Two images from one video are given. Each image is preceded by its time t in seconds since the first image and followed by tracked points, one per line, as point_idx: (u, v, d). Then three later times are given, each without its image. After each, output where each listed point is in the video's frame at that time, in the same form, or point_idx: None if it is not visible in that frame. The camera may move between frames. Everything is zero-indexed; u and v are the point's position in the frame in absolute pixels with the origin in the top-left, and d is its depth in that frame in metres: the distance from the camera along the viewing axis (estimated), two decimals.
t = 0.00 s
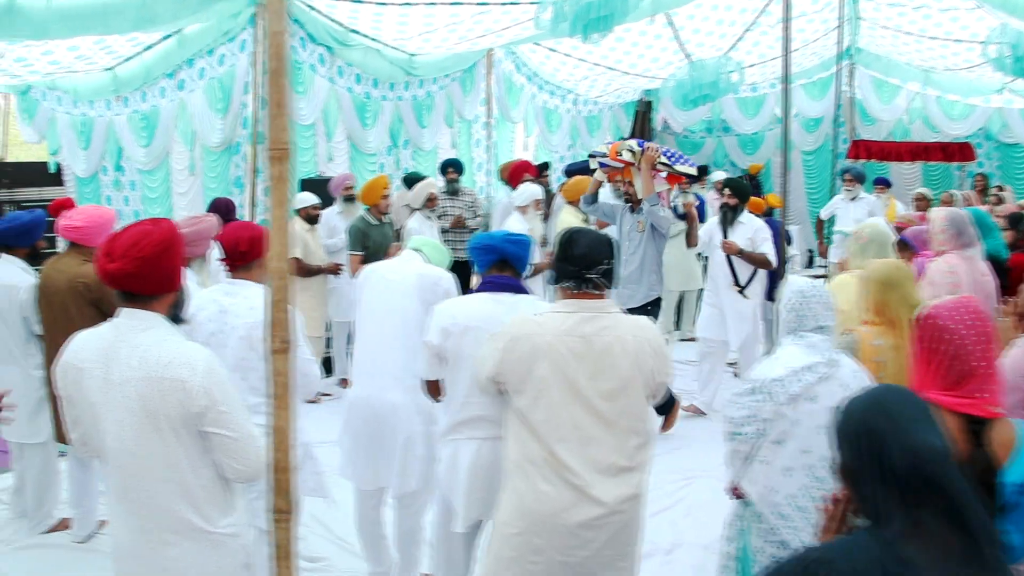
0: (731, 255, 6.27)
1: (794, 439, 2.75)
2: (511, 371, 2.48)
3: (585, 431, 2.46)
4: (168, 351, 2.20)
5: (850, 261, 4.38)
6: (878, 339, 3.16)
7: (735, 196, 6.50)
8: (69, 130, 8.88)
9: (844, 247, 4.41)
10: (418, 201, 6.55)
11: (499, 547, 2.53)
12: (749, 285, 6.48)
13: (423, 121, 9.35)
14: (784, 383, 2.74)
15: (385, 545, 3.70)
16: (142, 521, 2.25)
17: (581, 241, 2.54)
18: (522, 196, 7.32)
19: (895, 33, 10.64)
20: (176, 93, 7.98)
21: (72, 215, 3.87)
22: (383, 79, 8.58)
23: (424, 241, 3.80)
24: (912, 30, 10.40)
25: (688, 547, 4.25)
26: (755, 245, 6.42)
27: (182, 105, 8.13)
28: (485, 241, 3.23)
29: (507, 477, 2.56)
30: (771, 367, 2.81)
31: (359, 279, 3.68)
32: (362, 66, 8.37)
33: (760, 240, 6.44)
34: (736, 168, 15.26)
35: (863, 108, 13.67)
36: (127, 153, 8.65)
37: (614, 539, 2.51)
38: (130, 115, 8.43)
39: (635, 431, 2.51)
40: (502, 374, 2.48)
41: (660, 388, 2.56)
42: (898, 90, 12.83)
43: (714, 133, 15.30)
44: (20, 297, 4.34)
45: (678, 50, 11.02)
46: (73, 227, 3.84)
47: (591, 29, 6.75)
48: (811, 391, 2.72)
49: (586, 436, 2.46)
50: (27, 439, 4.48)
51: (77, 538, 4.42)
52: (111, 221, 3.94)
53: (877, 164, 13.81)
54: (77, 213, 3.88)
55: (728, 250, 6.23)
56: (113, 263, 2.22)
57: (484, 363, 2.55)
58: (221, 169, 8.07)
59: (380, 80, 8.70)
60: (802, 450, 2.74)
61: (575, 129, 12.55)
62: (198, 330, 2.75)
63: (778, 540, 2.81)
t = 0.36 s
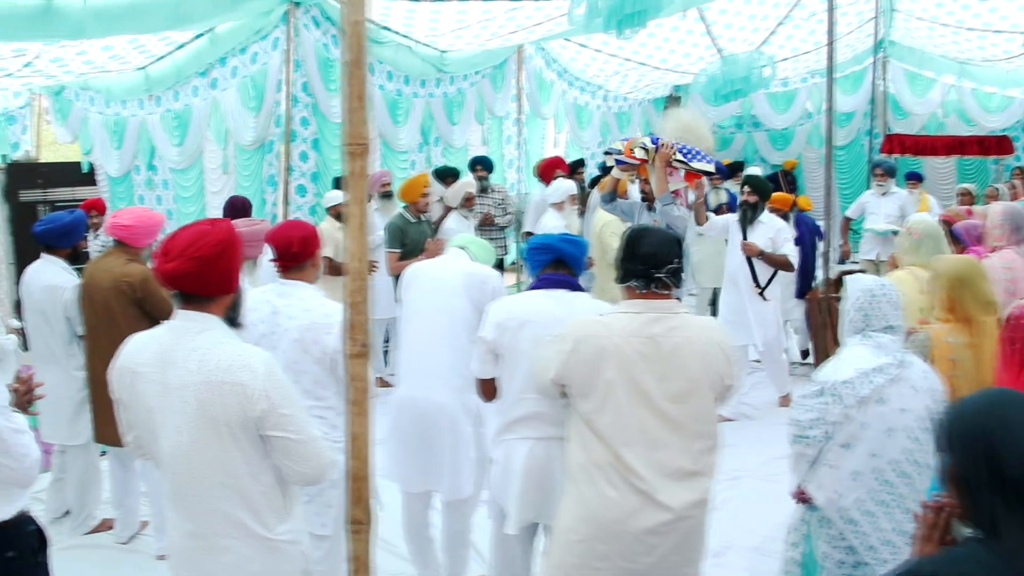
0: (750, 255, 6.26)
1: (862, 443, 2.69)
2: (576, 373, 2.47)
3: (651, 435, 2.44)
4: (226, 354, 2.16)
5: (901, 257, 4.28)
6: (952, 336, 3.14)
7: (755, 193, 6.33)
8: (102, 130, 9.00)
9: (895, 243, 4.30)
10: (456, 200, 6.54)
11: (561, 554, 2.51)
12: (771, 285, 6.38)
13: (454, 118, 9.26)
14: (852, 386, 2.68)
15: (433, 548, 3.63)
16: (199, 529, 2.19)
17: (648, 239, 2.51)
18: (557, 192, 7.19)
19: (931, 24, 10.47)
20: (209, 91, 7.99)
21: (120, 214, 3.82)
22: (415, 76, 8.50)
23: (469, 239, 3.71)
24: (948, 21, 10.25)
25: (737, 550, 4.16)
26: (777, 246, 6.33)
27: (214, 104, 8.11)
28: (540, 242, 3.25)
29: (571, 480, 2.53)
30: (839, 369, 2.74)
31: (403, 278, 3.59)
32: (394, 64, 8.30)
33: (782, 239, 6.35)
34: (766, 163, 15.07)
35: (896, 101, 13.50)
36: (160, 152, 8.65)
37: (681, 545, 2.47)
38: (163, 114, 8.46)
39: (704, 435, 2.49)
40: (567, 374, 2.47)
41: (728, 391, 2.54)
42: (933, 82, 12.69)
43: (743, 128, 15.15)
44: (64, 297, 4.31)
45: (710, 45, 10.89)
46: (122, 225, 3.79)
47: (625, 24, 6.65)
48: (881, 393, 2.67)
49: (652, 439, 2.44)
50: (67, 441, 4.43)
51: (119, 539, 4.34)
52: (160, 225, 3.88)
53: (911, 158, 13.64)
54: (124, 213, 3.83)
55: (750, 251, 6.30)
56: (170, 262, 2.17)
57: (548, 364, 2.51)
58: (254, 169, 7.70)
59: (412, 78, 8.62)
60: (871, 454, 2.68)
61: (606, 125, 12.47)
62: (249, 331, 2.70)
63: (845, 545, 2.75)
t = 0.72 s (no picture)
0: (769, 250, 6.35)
1: (925, 447, 2.60)
2: (637, 374, 2.42)
3: (709, 437, 2.40)
4: (279, 350, 2.09)
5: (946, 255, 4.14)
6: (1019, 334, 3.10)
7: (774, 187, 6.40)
8: (133, 126, 8.99)
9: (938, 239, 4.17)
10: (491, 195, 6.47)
11: (616, 560, 2.48)
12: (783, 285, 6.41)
13: (485, 113, 9.19)
14: (916, 388, 2.58)
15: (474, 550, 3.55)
16: (242, 530, 2.11)
17: (709, 235, 2.48)
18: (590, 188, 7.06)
19: (969, 18, 10.30)
20: (241, 87, 7.97)
21: (163, 209, 3.82)
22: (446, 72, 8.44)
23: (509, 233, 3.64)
24: (986, 15, 10.09)
25: (781, 551, 4.07)
26: (796, 241, 6.45)
27: (246, 99, 8.08)
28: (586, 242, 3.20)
29: (627, 481, 2.49)
30: (900, 370, 2.65)
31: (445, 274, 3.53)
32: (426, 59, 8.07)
33: (801, 234, 6.47)
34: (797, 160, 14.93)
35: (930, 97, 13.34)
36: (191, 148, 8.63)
37: (738, 549, 2.44)
38: (195, 109, 8.44)
39: (764, 438, 2.45)
40: (625, 375, 2.42)
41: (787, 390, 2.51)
42: (968, 78, 12.53)
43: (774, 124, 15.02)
44: (96, 291, 4.19)
45: (743, 40, 10.77)
46: (163, 219, 3.78)
47: (659, 19, 6.55)
48: (945, 396, 2.57)
49: (710, 442, 2.40)
50: (99, 437, 4.36)
51: (153, 537, 4.25)
52: (202, 221, 3.87)
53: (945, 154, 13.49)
54: (167, 209, 3.83)
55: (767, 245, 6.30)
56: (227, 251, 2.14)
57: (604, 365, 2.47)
58: (287, 161, 7.81)
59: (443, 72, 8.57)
60: (933, 459, 2.59)
61: (637, 121, 12.40)
62: (294, 328, 2.64)
63: (906, 552, 2.67)
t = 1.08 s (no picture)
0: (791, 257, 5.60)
1: (988, 455, 2.49)
2: (694, 374, 2.33)
3: (767, 440, 2.30)
4: (334, 341, 2.02)
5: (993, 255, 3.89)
6: None
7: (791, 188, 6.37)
8: (161, 119, 9.00)
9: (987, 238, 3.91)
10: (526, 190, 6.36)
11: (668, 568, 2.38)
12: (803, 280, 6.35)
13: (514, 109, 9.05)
14: (981, 394, 2.47)
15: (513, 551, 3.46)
16: (282, 527, 2.02)
17: (767, 232, 2.38)
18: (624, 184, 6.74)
19: (1009, 13, 10.10)
20: (271, 80, 7.89)
21: (199, 203, 3.76)
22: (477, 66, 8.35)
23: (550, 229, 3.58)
24: None
25: (825, 556, 3.95)
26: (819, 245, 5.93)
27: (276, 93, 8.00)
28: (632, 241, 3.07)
29: (680, 486, 2.41)
30: (963, 375, 2.53)
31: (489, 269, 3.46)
32: (456, 53, 7.97)
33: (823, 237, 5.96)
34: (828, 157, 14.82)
35: (966, 94, 13.12)
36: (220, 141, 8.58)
37: (795, 556, 2.35)
38: (223, 102, 8.39)
39: (824, 442, 2.35)
40: (681, 377, 2.34)
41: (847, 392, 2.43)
42: (1006, 74, 12.27)
43: (806, 121, 14.88)
44: (124, 283, 4.14)
45: (776, 35, 10.60)
46: (199, 213, 3.74)
47: (694, 14, 6.44)
48: (1011, 402, 2.47)
49: (769, 446, 2.30)
50: (129, 431, 4.30)
51: (184, 534, 4.19)
52: (238, 217, 3.83)
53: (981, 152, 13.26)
54: (205, 202, 3.78)
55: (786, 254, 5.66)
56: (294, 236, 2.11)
57: (662, 359, 2.38)
58: (317, 156, 7.67)
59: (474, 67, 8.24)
60: (996, 466, 2.48)
61: (667, 116, 12.31)
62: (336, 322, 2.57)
63: (966, 565, 2.56)
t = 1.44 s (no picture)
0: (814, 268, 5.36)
1: None
2: (754, 383, 2.28)
3: (829, 451, 2.26)
4: (394, 341, 1.96)
5: None
6: None
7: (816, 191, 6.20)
8: (194, 118, 8.96)
9: None
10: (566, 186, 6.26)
11: None
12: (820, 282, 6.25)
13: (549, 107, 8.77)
14: None
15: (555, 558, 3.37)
16: (326, 532, 1.92)
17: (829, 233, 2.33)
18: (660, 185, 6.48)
19: None
20: (303, 78, 7.82)
21: (236, 200, 3.70)
22: (510, 64, 8.22)
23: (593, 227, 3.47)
24: None
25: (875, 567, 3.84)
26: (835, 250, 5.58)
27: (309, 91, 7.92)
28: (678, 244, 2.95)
29: (734, 498, 2.38)
30: None
31: (530, 265, 3.35)
32: (489, 50, 7.94)
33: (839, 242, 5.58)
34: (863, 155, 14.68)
35: (1006, 91, 12.87)
36: (251, 140, 8.51)
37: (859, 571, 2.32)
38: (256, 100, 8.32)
39: (888, 453, 2.30)
40: (740, 388, 2.29)
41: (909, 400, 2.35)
42: None
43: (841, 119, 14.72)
44: (154, 280, 3.98)
45: (813, 31, 10.42)
46: (236, 211, 3.67)
47: (731, 11, 6.32)
48: None
49: (831, 457, 2.26)
50: (161, 429, 4.18)
51: (217, 537, 4.11)
52: (273, 217, 3.76)
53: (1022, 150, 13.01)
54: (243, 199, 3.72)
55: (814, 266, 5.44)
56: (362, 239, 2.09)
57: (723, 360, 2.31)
58: (349, 155, 7.62)
59: (507, 65, 8.23)
60: None
61: (701, 115, 12.20)
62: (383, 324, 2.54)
63: None
